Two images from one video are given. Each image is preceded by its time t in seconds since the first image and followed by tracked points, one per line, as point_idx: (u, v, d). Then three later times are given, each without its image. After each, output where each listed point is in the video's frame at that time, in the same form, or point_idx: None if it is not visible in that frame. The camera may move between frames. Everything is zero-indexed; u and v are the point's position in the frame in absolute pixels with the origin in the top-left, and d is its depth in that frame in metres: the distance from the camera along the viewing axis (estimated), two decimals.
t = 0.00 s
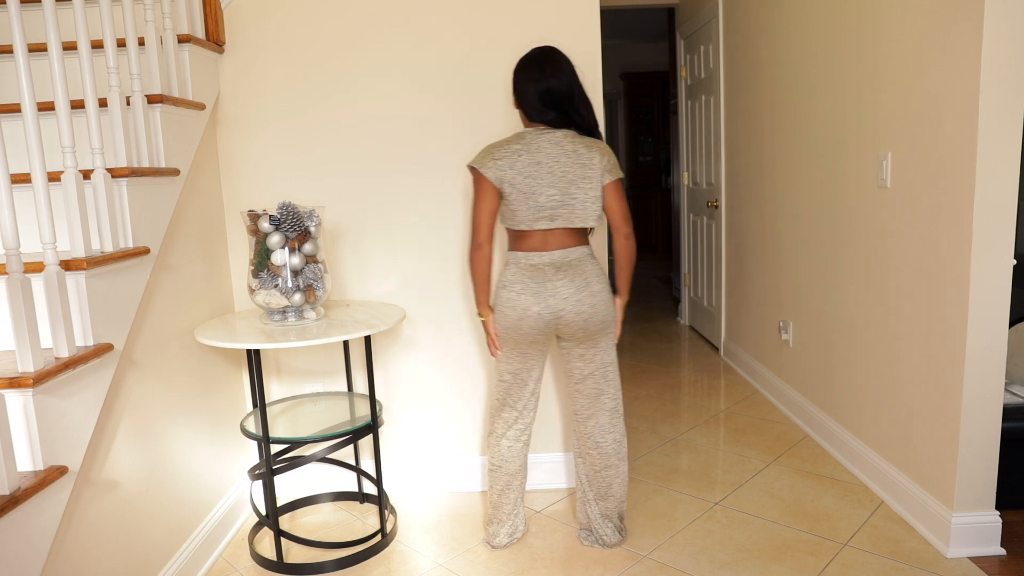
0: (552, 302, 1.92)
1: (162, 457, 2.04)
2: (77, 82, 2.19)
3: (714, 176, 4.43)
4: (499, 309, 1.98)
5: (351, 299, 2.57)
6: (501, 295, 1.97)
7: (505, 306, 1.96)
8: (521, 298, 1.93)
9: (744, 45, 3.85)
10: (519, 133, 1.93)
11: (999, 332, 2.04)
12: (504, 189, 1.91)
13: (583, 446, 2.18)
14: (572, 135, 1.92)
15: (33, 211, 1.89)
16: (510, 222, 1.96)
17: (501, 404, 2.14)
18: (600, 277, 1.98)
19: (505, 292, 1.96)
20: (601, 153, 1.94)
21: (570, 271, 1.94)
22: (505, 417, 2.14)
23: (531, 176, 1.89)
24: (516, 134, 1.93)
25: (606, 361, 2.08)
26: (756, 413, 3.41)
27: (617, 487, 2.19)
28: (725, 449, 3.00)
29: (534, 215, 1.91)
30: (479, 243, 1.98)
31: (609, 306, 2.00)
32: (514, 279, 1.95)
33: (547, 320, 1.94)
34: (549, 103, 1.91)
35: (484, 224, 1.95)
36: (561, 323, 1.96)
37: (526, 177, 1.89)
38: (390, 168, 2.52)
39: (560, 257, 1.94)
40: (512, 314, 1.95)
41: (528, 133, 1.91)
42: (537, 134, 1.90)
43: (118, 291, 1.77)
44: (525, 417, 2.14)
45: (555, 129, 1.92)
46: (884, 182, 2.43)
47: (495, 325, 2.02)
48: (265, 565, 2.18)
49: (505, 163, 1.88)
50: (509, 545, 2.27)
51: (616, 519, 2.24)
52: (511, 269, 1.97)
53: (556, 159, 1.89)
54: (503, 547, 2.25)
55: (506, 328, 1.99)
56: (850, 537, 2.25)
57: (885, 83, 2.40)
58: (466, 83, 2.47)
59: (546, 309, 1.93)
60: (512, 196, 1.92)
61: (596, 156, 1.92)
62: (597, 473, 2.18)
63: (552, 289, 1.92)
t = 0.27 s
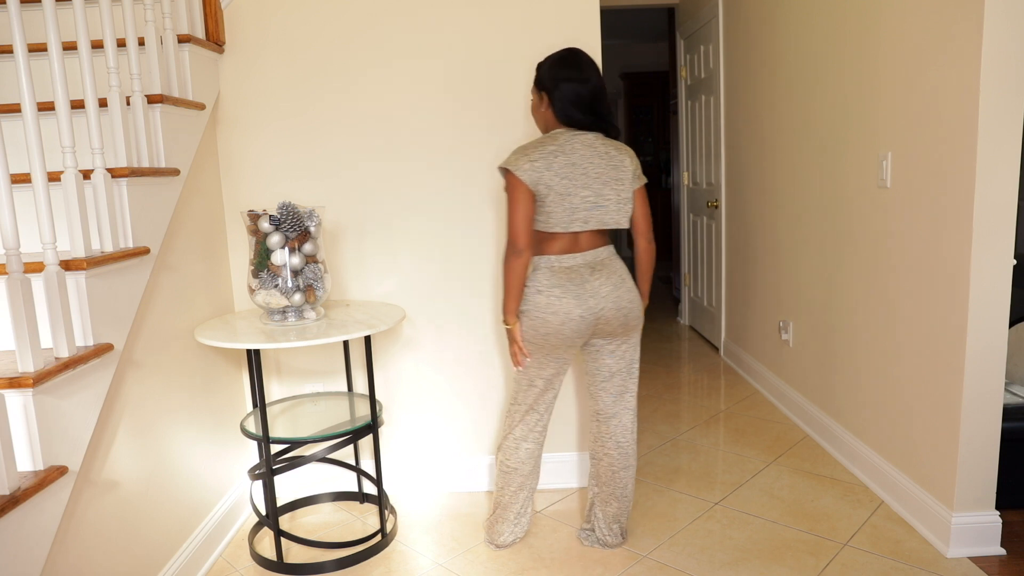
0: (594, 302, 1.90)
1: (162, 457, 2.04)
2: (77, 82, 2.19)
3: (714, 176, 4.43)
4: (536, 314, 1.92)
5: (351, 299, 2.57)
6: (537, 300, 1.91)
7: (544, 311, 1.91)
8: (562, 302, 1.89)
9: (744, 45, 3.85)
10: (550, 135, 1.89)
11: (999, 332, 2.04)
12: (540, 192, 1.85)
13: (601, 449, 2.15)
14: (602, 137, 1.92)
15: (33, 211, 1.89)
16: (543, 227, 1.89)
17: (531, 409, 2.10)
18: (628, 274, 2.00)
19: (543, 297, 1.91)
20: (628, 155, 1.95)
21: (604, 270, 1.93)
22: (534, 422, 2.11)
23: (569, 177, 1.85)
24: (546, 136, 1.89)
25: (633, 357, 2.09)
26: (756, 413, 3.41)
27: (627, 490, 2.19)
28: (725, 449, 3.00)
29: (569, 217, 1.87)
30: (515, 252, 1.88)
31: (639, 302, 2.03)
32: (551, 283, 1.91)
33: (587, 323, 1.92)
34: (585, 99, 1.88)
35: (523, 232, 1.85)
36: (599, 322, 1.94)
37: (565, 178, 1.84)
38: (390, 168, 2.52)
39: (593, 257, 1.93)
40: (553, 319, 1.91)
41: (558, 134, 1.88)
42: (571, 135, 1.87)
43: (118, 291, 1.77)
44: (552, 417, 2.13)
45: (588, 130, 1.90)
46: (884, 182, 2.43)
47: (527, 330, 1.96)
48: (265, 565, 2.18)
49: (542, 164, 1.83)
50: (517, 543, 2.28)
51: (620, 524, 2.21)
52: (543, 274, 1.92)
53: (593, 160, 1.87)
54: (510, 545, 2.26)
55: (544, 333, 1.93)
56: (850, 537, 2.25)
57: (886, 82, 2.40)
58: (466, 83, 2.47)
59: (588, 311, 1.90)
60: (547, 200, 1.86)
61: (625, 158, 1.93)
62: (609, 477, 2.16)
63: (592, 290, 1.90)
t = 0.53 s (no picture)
0: (623, 299, 1.94)
1: (162, 457, 2.04)
2: (77, 82, 2.19)
3: (714, 176, 4.43)
4: (567, 314, 1.91)
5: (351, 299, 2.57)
6: (568, 300, 1.91)
7: (577, 312, 1.91)
8: (596, 302, 1.90)
9: (744, 45, 3.85)
10: (577, 134, 1.91)
11: (999, 332, 2.04)
12: (575, 189, 1.86)
13: (611, 450, 2.15)
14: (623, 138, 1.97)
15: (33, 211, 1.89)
16: (572, 225, 1.91)
17: (552, 409, 2.09)
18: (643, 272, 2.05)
19: (573, 297, 1.91)
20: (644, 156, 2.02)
21: (626, 269, 1.98)
22: (554, 421, 2.10)
23: (603, 174, 1.88)
24: (575, 135, 1.91)
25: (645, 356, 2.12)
26: (756, 413, 3.41)
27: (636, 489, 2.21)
28: (725, 449, 3.00)
29: (600, 215, 1.90)
30: (546, 253, 1.86)
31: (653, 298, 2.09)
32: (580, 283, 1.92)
33: (616, 323, 1.95)
34: (617, 102, 1.96)
35: (555, 232, 1.85)
36: (625, 320, 1.97)
37: (597, 176, 1.87)
38: (390, 169, 2.52)
39: (613, 255, 1.97)
40: (586, 319, 1.91)
41: (587, 133, 1.91)
42: (599, 135, 1.90)
43: (118, 291, 1.77)
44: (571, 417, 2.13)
45: (614, 130, 1.97)
46: (884, 182, 2.43)
47: (555, 331, 1.95)
48: (265, 565, 2.18)
49: (579, 161, 1.85)
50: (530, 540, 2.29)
51: (625, 524, 2.21)
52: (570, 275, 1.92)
53: (619, 159, 1.91)
54: (524, 542, 2.27)
55: (575, 334, 1.93)
56: (850, 537, 2.25)
57: (886, 82, 2.39)
58: (466, 83, 2.47)
59: (618, 311, 1.93)
60: (580, 197, 1.88)
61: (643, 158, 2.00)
62: (620, 477, 2.15)
63: (620, 288, 1.93)
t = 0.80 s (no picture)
0: (628, 299, 1.93)
1: (162, 457, 2.04)
2: (77, 82, 2.19)
3: (714, 176, 4.43)
4: (573, 312, 1.91)
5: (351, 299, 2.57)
6: (574, 298, 1.91)
7: (583, 310, 1.91)
8: (602, 300, 1.90)
9: (744, 44, 3.85)
10: (589, 134, 1.91)
11: (999, 332, 2.04)
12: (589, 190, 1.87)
13: (613, 449, 2.15)
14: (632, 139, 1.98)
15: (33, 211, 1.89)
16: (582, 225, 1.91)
17: (557, 406, 2.09)
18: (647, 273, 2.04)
19: (578, 295, 1.91)
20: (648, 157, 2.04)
21: (632, 269, 1.98)
22: (559, 420, 2.11)
23: (615, 176, 1.89)
24: (589, 134, 1.91)
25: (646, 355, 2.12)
26: (756, 413, 3.41)
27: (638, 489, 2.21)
28: (725, 449, 3.00)
29: (610, 215, 1.91)
30: (562, 255, 1.85)
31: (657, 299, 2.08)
32: (587, 282, 1.92)
33: (622, 321, 1.95)
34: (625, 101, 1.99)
35: (571, 234, 1.84)
36: (629, 320, 1.97)
37: (610, 177, 1.88)
38: (389, 169, 2.52)
39: (619, 255, 1.97)
40: (592, 317, 1.91)
41: (600, 133, 1.91)
42: (610, 136, 1.91)
43: (118, 291, 1.77)
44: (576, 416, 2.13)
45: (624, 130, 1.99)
46: (884, 182, 2.43)
47: (560, 328, 1.95)
48: (265, 565, 2.18)
49: (593, 161, 1.85)
50: (536, 537, 2.30)
51: (624, 524, 2.21)
52: (578, 273, 1.93)
53: (630, 160, 1.93)
54: (534, 538, 2.29)
55: (580, 332, 1.93)
56: (850, 538, 2.25)
57: (885, 82, 2.40)
58: (466, 83, 2.47)
59: (624, 309, 1.93)
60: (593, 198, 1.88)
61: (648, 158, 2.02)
62: (621, 476, 2.15)
63: (626, 288, 1.93)
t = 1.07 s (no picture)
0: (625, 297, 1.93)
1: (162, 457, 2.04)
2: (77, 82, 2.20)
3: (714, 176, 4.43)
4: (568, 308, 1.92)
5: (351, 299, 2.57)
6: (570, 294, 1.92)
7: (579, 306, 1.91)
8: (599, 297, 1.91)
9: (744, 44, 3.85)
10: (592, 133, 1.90)
11: (999, 332, 2.04)
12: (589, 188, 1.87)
13: (611, 449, 2.15)
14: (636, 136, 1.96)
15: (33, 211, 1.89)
16: (583, 224, 1.92)
17: (554, 404, 2.10)
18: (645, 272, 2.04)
19: (574, 292, 1.91)
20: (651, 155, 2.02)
21: (629, 267, 1.97)
22: (556, 417, 2.11)
23: (616, 174, 1.89)
24: (592, 132, 1.91)
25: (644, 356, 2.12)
26: (756, 413, 3.41)
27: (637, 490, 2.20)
28: (725, 449, 3.00)
29: (611, 213, 1.91)
30: (555, 251, 1.87)
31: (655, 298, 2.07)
32: (583, 279, 1.92)
33: (618, 320, 1.95)
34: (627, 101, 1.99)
35: (565, 231, 1.85)
36: (626, 319, 1.97)
37: (610, 176, 1.88)
38: (389, 169, 2.52)
39: (618, 254, 1.97)
40: (588, 314, 1.91)
41: (604, 131, 1.90)
42: (613, 134, 1.90)
43: (118, 291, 1.77)
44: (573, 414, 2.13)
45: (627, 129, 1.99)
46: (884, 182, 2.43)
47: (556, 325, 1.96)
48: (265, 565, 2.18)
49: (594, 160, 1.85)
50: (535, 536, 2.31)
51: (624, 524, 2.21)
52: (574, 270, 1.93)
53: (631, 159, 1.92)
54: (533, 537, 2.29)
55: (576, 329, 1.93)
56: (850, 537, 2.25)
57: (885, 82, 2.39)
58: (466, 83, 2.47)
59: (621, 307, 1.93)
60: (593, 196, 1.89)
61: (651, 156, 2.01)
62: (619, 476, 2.15)
63: (623, 286, 1.93)
